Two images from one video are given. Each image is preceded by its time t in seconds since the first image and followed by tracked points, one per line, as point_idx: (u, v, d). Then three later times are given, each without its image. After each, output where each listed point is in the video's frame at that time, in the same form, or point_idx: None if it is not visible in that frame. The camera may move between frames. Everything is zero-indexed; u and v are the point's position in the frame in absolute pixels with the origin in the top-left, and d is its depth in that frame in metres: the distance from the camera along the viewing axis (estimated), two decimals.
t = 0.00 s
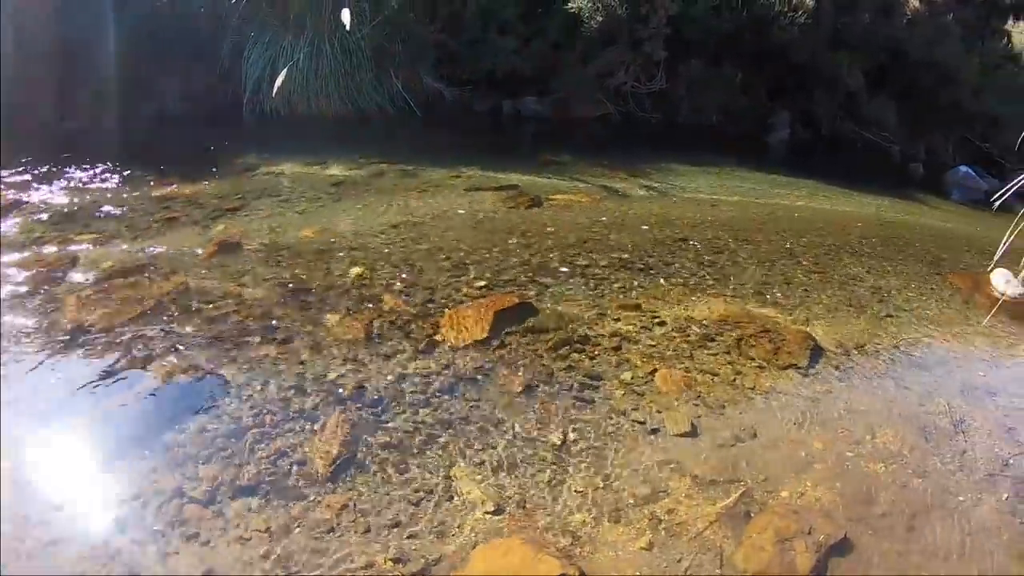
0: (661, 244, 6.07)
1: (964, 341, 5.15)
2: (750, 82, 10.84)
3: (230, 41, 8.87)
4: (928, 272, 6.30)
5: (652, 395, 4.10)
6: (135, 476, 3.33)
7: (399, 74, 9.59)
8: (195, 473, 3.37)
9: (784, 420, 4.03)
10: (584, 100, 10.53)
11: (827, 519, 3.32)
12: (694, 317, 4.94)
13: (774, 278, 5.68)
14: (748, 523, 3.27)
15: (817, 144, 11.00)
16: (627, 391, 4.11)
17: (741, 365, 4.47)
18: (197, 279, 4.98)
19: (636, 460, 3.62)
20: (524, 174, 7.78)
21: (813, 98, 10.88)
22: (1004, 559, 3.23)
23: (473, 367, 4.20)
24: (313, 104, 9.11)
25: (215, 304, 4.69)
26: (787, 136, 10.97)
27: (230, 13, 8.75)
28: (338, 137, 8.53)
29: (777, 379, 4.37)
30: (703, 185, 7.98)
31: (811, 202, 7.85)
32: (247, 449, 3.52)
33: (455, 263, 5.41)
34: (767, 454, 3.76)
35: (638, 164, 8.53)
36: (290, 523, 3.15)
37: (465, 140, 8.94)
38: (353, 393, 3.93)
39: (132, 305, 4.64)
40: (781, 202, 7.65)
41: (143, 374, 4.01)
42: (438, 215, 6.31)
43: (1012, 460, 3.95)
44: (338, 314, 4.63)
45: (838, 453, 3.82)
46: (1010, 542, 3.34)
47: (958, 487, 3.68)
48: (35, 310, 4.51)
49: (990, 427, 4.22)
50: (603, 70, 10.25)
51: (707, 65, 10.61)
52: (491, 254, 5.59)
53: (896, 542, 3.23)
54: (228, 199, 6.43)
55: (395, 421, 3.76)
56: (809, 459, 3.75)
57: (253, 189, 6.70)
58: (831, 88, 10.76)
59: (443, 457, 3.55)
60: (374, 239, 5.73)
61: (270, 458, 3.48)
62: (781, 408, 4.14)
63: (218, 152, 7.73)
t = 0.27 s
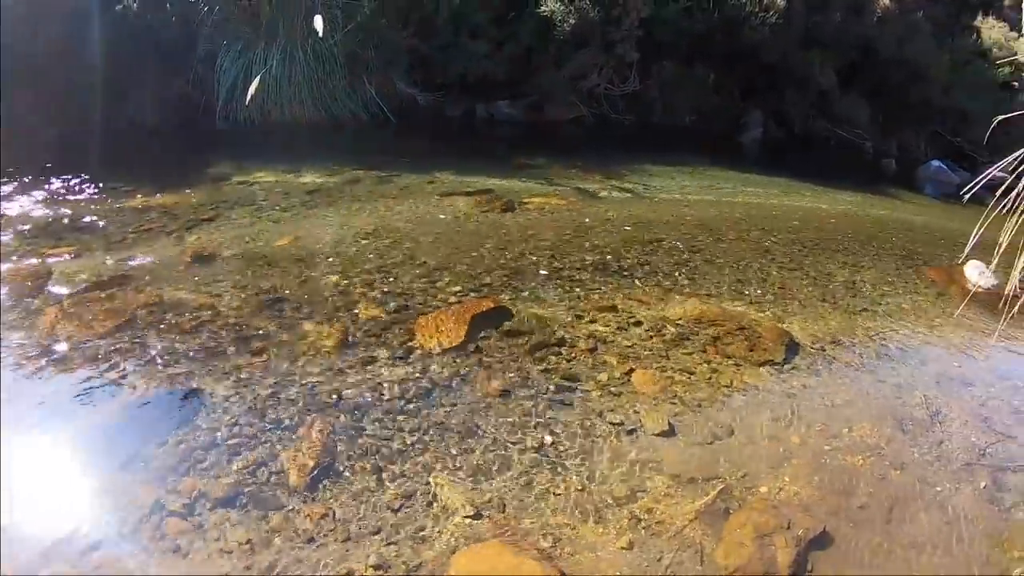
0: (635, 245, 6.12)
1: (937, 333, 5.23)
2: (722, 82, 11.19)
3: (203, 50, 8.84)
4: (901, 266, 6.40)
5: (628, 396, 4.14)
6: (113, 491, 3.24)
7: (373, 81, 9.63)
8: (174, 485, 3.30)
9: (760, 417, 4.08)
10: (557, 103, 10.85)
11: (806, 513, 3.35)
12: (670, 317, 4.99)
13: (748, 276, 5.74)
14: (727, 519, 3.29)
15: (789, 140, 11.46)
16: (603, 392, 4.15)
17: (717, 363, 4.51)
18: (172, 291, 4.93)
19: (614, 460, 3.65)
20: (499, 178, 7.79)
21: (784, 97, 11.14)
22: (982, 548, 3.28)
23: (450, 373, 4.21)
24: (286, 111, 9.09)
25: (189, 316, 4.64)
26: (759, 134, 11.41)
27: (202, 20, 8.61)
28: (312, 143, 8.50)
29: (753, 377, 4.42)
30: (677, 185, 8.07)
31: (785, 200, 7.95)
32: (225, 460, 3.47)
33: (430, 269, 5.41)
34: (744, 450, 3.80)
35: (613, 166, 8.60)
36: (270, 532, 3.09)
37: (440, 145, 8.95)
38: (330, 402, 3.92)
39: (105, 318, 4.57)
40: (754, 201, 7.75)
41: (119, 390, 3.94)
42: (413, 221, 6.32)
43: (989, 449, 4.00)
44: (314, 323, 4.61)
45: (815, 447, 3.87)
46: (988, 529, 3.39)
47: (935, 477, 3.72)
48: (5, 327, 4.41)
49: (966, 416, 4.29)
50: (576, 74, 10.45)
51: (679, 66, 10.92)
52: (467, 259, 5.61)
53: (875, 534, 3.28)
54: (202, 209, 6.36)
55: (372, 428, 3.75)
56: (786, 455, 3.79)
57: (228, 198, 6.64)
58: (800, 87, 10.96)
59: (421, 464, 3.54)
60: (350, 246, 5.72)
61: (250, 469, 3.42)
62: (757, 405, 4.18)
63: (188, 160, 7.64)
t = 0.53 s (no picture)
0: (610, 244, 6.16)
1: (910, 323, 5.32)
2: (693, 81, 11.30)
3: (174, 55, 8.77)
4: (874, 259, 6.49)
5: (605, 395, 4.16)
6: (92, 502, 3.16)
7: (345, 86, 9.67)
8: (152, 497, 3.24)
9: (736, 412, 4.12)
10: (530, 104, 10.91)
11: (784, 506, 3.39)
12: (645, 315, 5.03)
13: (722, 273, 5.80)
14: (706, 515, 3.32)
15: (764, 138, 11.57)
16: (581, 392, 4.17)
17: (693, 359, 4.55)
18: (145, 301, 4.86)
19: (593, 460, 3.67)
20: (473, 180, 7.78)
21: (756, 94, 11.30)
22: (960, 534, 3.34)
23: (427, 377, 4.22)
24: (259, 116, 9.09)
25: (163, 326, 4.58)
26: (733, 132, 11.50)
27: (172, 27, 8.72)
28: (286, 149, 8.46)
29: (729, 373, 4.46)
30: (650, 183, 8.13)
31: (758, 196, 8.04)
32: (203, 470, 3.43)
33: (405, 273, 5.40)
34: (720, 446, 3.84)
35: (588, 167, 8.64)
36: (249, 542, 3.06)
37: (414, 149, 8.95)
38: (306, 409, 3.89)
39: (76, 329, 4.47)
40: (727, 198, 7.84)
41: (95, 400, 3.85)
42: (387, 226, 6.30)
43: (965, 437, 4.07)
44: (289, 330, 4.58)
45: (792, 440, 3.92)
46: (966, 516, 3.46)
47: (912, 466, 3.79)
48: None
49: (941, 405, 4.36)
50: (550, 75, 10.54)
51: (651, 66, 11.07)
52: (442, 262, 5.61)
53: (854, 525, 3.33)
54: (175, 217, 6.28)
55: (349, 435, 3.73)
56: (763, 449, 3.83)
57: (201, 206, 6.56)
58: (771, 84, 11.16)
59: (399, 468, 3.54)
60: (325, 252, 5.69)
61: (228, 479, 3.39)
62: (734, 400, 4.22)
63: (157, 169, 7.50)
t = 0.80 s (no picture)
0: (597, 244, 6.18)
1: (896, 319, 5.37)
2: (679, 81, 11.33)
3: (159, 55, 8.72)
4: (860, 256, 6.54)
5: (593, 395, 4.17)
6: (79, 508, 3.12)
7: (331, 89, 9.68)
8: (139, 503, 3.21)
9: (724, 410, 4.14)
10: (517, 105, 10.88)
11: (772, 503, 3.41)
12: (632, 314, 5.06)
13: (709, 271, 5.83)
14: (695, 513, 3.34)
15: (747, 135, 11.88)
16: (569, 392, 4.19)
17: (681, 358, 4.57)
18: (132, 306, 4.82)
19: (582, 460, 3.67)
20: (460, 182, 7.80)
21: (742, 93, 11.38)
22: (948, 528, 3.37)
23: (414, 378, 4.21)
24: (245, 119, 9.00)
25: (149, 331, 4.54)
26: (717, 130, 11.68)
27: (156, 28, 8.41)
28: (271, 151, 8.43)
29: (716, 371, 4.49)
30: (636, 182, 8.17)
31: (744, 195, 8.09)
32: (190, 476, 3.39)
33: (392, 274, 5.41)
34: (708, 444, 3.85)
35: (575, 167, 8.67)
36: (238, 547, 3.04)
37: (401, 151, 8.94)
38: (294, 412, 3.88)
39: (62, 334, 4.42)
40: (713, 196, 7.88)
41: (81, 406, 3.80)
42: (374, 228, 6.29)
43: (953, 432, 4.10)
44: (275, 333, 4.57)
45: (779, 437, 3.94)
46: (954, 510, 3.50)
47: (900, 461, 3.82)
48: None
49: (928, 400, 4.40)
50: (535, 74, 10.61)
51: (637, 65, 11.13)
52: (430, 264, 5.61)
53: (842, 521, 3.35)
54: (161, 221, 6.23)
55: (338, 438, 3.72)
56: (751, 447, 3.85)
57: (186, 209, 6.52)
58: (756, 82, 11.22)
59: (387, 471, 3.53)
60: (312, 254, 5.69)
61: (216, 483, 3.36)
62: (722, 398, 4.24)
63: (142, 171, 7.38)
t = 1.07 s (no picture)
0: (587, 243, 6.19)
1: (886, 316, 5.39)
2: (668, 79, 11.41)
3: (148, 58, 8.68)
4: (851, 253, 6.57)
5: (585, 394, 4.18)
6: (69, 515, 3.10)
7: (320, 90, 9.67)
8: (131, 507, 3.18)
9: (715, 407, 4.15)
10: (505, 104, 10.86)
11: (766, 500, 3.42)
12: (623, 313, 5.06)
13: (700, 269, 5.84)
14: (688, 511, 3.34)
15: (736, 133, 11.98)
16: (561, 391, 4.18)
17: (672, 356, 4.58)
18: (121, 308, 4.78)
19: (574, 459, 3.67)
20: (450, 181, 7.79)
21: (731, 91, 11.46)
22: (940, 523, 3.39)
23: (405, 379, 4.20)
24: (234, 120, 8.96)
25: (140, 334, 4.51)
26: (706, 129, 11.73)
27: (145, 29, 8.36)
28: (260, 152, 8.39)
29: (708, 368, 4.50)
30: (626, 181, 8.19)
31: (734, 193, 8.12)
32: (181, 479, 3.37)
33: (382, 274, 5.39)
34: (701, 442, 3.86)
35: (565, 166, 8.68)
36: (231, 550, 3.02)
37: (390, 151, 8.92)
38: (285, 414, 3.86)
39: (50, 337, 4.37)
40: (703, 194, 7.91)
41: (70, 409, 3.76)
42: (364, 228, 6.28)
43: (944, 426, 4.13)
44: (265, 335, 4.55)
45: (771, 433, 3.95)
46: (947, 505, 3.51)
47: (892, 457, 3.83)
48: None
49: (920, 396, 4.42)
50: (525, 74, 10.62)
51: (626, 65, 11.15)
52: (420, 264, 5.61)
53: (835, 517, 3.36)
54: (150, 223, 6.18)
55: (329, 439, 3.70)
56: (743, 443, 3.86)
57: (176, 211, 6.48)
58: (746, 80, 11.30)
59: (379, 472, 3.52)
60: (302, 255, 5.67)
61: (206, 486, 3.33)
62: (713, 396, 4.25)
63: (129, 172, 7.32)
